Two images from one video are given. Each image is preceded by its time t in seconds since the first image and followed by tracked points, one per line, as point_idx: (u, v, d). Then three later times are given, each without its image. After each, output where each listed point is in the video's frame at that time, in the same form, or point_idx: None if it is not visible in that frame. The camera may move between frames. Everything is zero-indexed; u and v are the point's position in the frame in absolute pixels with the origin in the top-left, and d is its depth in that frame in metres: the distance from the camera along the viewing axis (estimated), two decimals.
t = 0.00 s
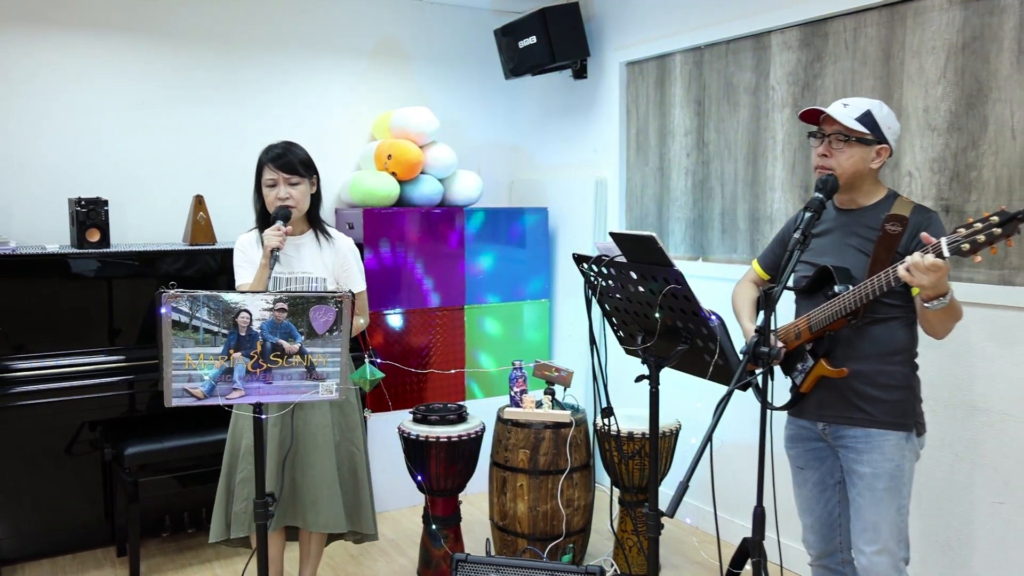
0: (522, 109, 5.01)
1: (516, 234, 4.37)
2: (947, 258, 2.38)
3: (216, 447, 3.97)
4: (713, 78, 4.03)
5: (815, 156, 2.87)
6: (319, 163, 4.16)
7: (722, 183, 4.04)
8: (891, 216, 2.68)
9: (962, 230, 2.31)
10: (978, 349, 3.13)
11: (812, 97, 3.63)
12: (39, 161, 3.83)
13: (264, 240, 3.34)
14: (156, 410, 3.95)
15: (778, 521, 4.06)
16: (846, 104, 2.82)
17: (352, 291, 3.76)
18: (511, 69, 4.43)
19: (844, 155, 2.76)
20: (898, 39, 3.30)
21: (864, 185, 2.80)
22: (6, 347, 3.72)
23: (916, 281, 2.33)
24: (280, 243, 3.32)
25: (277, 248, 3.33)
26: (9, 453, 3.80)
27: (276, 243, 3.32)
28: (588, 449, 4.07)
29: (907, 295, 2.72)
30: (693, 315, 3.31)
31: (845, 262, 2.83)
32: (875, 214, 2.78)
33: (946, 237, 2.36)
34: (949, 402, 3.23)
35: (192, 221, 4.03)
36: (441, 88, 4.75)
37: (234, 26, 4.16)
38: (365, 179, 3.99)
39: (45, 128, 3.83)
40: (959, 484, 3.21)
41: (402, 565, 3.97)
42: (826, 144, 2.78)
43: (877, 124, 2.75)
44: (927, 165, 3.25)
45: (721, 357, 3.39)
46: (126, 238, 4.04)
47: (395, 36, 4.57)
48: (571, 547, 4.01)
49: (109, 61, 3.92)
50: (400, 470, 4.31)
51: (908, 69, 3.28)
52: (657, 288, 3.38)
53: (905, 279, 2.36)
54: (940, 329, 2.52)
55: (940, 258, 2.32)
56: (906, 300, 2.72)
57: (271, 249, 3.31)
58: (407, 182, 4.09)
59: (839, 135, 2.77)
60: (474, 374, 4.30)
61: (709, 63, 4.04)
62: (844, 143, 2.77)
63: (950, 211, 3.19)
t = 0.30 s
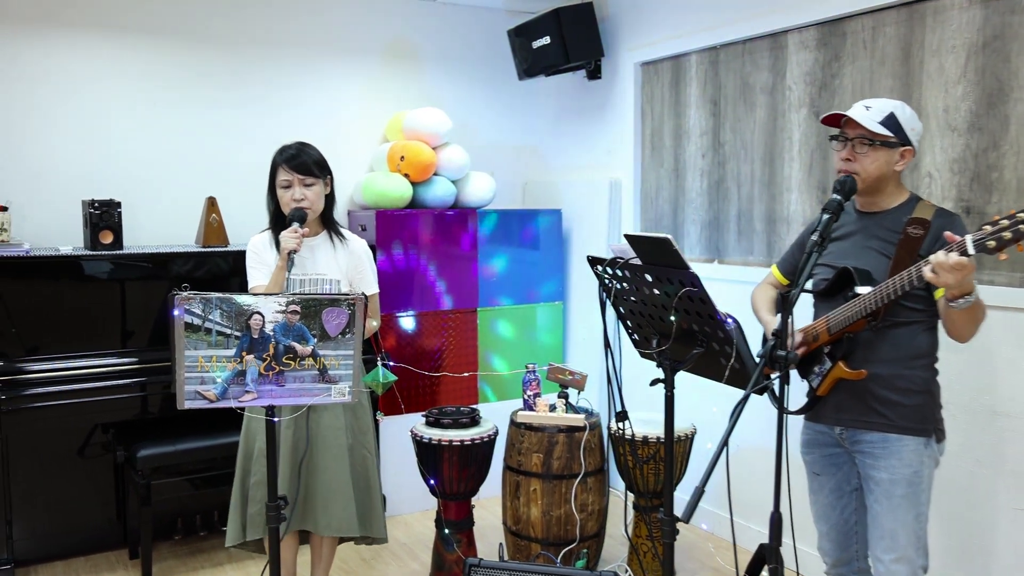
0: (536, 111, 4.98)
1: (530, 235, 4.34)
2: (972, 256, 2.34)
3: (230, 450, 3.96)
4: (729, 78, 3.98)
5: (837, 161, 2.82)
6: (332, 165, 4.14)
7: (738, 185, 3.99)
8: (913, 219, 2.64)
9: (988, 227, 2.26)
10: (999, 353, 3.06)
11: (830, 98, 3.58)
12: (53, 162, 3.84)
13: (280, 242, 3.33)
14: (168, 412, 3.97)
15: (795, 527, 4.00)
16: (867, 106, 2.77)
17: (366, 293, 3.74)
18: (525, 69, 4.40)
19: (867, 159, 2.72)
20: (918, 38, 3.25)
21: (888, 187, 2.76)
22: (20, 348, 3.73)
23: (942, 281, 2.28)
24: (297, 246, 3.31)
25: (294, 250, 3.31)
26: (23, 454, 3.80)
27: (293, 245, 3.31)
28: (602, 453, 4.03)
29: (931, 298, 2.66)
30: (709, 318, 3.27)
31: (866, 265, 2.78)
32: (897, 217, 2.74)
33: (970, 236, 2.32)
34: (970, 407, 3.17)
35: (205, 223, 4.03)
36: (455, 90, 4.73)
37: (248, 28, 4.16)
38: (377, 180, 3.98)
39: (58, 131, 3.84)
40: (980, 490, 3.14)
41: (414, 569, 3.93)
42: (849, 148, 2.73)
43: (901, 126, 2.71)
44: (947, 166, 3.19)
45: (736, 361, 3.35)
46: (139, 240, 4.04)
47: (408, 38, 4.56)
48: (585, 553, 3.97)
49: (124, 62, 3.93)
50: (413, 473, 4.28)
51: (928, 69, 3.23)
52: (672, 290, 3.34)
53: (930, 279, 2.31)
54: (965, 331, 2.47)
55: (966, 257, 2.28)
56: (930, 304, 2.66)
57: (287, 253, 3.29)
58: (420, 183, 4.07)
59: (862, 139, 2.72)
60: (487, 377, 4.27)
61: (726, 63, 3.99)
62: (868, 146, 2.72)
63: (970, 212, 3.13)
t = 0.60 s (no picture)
0: (552, 109, 4.85)
1: (545, 234, 4.20)
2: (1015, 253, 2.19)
3: (237, 456, 3.86)
4: (751, 73, 3.84)
5: (867, 160, 2.68)
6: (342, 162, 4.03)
7: (761, 183, 3.84)
8: (947, 219, 2.50)
9: None
10: None
11: (857, 92, 3.43)
12: (57, 160, 3.76)
13: (292, 241, 3.24)
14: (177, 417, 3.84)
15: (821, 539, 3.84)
16: (899, 103, 2.63)
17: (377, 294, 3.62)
18: (540, 63, 4.27)
19: (901, 158, 2.58)
20: (949, 30, 3.10)
21: (922, 186, 2.61)
22: (22, 350, 3.63)
23: (980, 279, 2.14)
24: (309, 245, 3.21)
25: (305, 248, 3.22)
26: (25, 459, 3.70)
27: (304, 244, 3.21)
28: (620, 460, 3.89)
29: (967, 301, 2.51)
30: (732, 321, 3.14)
31: (897, 266, 2.62)
32: (931, 217, 2.58)
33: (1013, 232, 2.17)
34: (1005, 416, 3.01)
35: (211, 223, 3.93)
36: (469, 88, 4.61)
37: (256, 24, 4.07)
38: (389, 178, 3.85)
39: (62, 128, 3.76)
40: (1017, 503, 2.98)
41: None
42: (881, 147, 2.59)
43: (935, 123, 2.57)
44: (980, 163, 3.04)
45: (760, 366, 3.22)
46: (145, 240, 3.95)
47: (420, 34, 4.44)
48: (602, 564, 3.83)
49: (128, 58, 3.85)
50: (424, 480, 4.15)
51: (959, 62, 3.07)
52: (692, 291, 3.20)
53: (967, 278, 2.17)
54: (1013, 332, 2.33)
55: (1004, 254, 2.13)
56: (966, 307, 2.51)
57: (299, 250, 3.20)
58: (432, 182, 3.95)
59: (894, 137, 2.58)
60: (501, 381, 4.14)
61: (748, 57, 3.85)
62: (900, 144, 2.58)
63: (1005, 211, 2.97)
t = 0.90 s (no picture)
0: (568, 106, 4.71)
1: (561, 234, 4.06)
2: None
3: (242, 462, 3.76)
4: (776, 67, 3.69)
5: (900, 154, 2.52)
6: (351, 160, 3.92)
7: (786, 181, 3.70)
8: (984, 217, 2.33)
9: None
10: None
11: (886, 86, 3.27)
12: (60, 157, 3.67)
13: (299, 239, 3.10)
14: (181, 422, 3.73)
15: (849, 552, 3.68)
16: (936, 95, 2.47)
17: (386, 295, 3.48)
18: (556, 57, 4.14)
19: (936, 153, 2.42)
20: (983, 21, 2.95)
21: (958, 184, 2.46)
22: (23, 353, 3.54)
23: None
24: (317, 244, 3.08)
25: (314, 248, 3.08)
26: (26, 465, 3.60)
27: (312, 244, 3.08)
28: (639, 469, 3.74)
29: (1006, 303, 2.35)
30: (755, 325, 3.01)
31: (930, 266, 2.47)
32: (966, 216, 2.44)
33: None
34: None
35: (217, 223, 3.82)
36: (483, 84, 4.49)
37: (264, 19, 3.97)
38: (400, 176, 3.73)
39: (66, 125, 3.67)
40: None
41: None
42: (916, 141, 2.43)
43: (973, 118, 2.42)
44: (1016, 159, 2.88)
45: (787, 372, 3.07)
46: (150, 240, 3.85)
47: (433, 29, 4.33)
48: None
49: (133, 54, 3.75)
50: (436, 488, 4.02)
51: (993, 54, 2.92)
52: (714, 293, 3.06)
53: (1008, 283, 2.10)
54: None
55: None
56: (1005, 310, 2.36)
57: (308, 250, 3.07)
58: (445, 180, 3.83)
59: (930, 131, 2.42)
60: (516, 386, 4.00)
61: (772, 50, 3.70)
62: (936, 139, 2.42)
63: None
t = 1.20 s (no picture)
0: (592, 99, 4.43)
1: (584, 237, 3.78)
2: None
3: (242, 480, 3.53)
4: (816, 56, 3.41)
5: (956, 150, 2.31)
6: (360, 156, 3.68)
7: (827, 178, 3.41)
8: None
9: None
10: None
11: (936, 76, 2.98)
12: (51, 154, 3.45)
13: (301, 241, 2.80)
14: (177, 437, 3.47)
15: None
16: (996, 85, 2.26)
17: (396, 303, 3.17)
18: (578, 47, 3.88)
19: (995, 149, 2.21)
20: None
21: (1020, 181, 2.23)
22: (10, 362, 3.31)
23: None
24: (320, 248, 2.77)
25: (317, 252, 2.78)
26: (12, 481, 3.37)
27: (315, 247, 2.77)
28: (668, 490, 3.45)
29: None
30: (794, 334, 2.72)
31: (986, 272, 2.24)
32: None
33: None
34: None
35: (217, 224, 3.59)
36: (500, 77, 4.22)
37: (268, 9, 3.73)
38: (412, 174, 3.48)
39: (56, 120, 3.44)
40: None
41: None
42: (972, 134, 2.23)
43: None
44: None
45: (829, 386, 2.75)
46: (146, 243, 3.63)
47: (447, 19, 4.08)
48: None
49: (129, 45, 3.53)
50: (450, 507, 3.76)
51: None
52: (750, 300, 2.78)
53: None
54: None
55: None
56: None
57: (310, 254, 2.77)
58: (459, 177, 3.57)
59: (988, 124, 2.22)
60: (535, 399, 3.72)
61: (812, 38, 3.42)
62: (995, 133, 2.21)
63: None
